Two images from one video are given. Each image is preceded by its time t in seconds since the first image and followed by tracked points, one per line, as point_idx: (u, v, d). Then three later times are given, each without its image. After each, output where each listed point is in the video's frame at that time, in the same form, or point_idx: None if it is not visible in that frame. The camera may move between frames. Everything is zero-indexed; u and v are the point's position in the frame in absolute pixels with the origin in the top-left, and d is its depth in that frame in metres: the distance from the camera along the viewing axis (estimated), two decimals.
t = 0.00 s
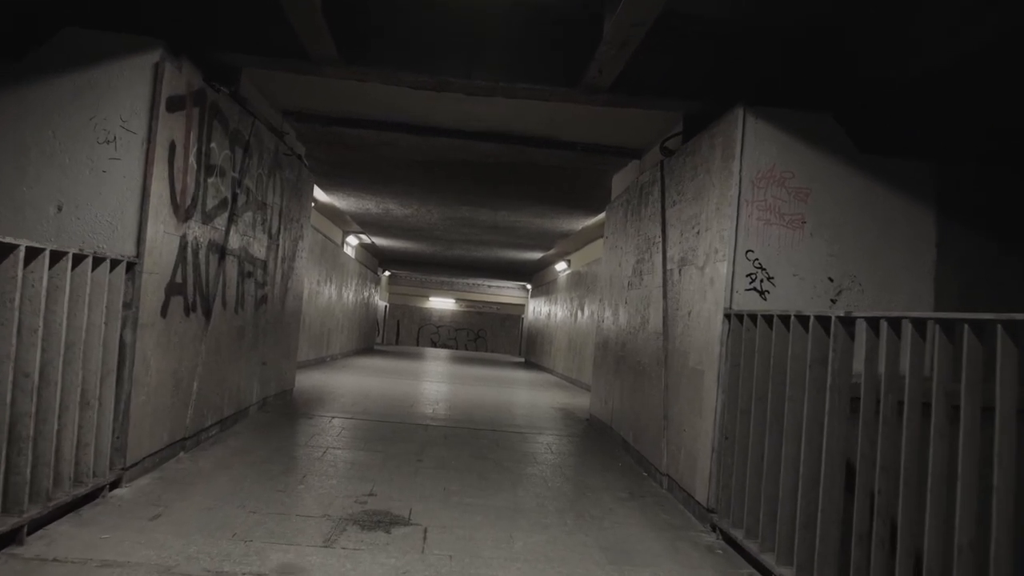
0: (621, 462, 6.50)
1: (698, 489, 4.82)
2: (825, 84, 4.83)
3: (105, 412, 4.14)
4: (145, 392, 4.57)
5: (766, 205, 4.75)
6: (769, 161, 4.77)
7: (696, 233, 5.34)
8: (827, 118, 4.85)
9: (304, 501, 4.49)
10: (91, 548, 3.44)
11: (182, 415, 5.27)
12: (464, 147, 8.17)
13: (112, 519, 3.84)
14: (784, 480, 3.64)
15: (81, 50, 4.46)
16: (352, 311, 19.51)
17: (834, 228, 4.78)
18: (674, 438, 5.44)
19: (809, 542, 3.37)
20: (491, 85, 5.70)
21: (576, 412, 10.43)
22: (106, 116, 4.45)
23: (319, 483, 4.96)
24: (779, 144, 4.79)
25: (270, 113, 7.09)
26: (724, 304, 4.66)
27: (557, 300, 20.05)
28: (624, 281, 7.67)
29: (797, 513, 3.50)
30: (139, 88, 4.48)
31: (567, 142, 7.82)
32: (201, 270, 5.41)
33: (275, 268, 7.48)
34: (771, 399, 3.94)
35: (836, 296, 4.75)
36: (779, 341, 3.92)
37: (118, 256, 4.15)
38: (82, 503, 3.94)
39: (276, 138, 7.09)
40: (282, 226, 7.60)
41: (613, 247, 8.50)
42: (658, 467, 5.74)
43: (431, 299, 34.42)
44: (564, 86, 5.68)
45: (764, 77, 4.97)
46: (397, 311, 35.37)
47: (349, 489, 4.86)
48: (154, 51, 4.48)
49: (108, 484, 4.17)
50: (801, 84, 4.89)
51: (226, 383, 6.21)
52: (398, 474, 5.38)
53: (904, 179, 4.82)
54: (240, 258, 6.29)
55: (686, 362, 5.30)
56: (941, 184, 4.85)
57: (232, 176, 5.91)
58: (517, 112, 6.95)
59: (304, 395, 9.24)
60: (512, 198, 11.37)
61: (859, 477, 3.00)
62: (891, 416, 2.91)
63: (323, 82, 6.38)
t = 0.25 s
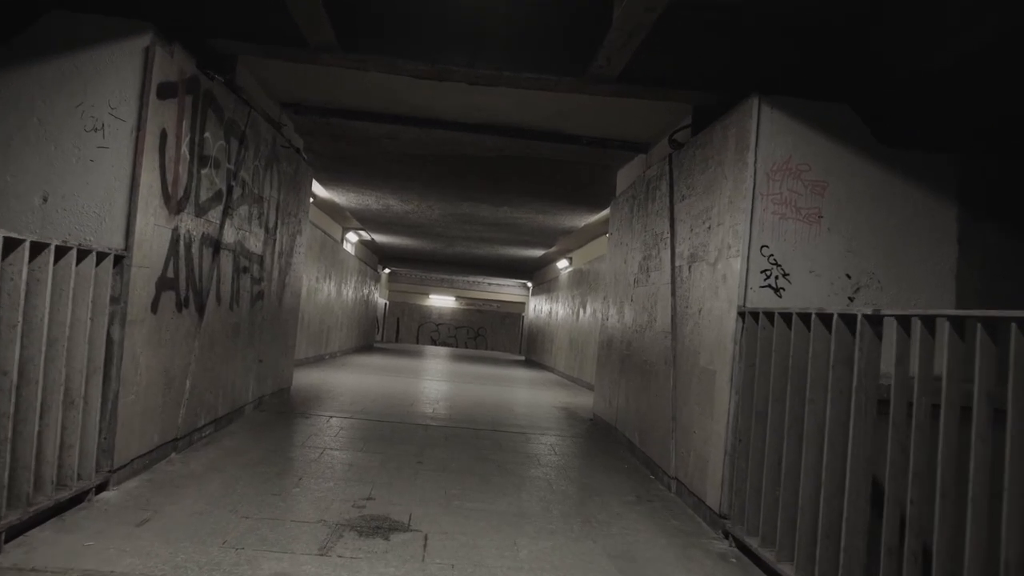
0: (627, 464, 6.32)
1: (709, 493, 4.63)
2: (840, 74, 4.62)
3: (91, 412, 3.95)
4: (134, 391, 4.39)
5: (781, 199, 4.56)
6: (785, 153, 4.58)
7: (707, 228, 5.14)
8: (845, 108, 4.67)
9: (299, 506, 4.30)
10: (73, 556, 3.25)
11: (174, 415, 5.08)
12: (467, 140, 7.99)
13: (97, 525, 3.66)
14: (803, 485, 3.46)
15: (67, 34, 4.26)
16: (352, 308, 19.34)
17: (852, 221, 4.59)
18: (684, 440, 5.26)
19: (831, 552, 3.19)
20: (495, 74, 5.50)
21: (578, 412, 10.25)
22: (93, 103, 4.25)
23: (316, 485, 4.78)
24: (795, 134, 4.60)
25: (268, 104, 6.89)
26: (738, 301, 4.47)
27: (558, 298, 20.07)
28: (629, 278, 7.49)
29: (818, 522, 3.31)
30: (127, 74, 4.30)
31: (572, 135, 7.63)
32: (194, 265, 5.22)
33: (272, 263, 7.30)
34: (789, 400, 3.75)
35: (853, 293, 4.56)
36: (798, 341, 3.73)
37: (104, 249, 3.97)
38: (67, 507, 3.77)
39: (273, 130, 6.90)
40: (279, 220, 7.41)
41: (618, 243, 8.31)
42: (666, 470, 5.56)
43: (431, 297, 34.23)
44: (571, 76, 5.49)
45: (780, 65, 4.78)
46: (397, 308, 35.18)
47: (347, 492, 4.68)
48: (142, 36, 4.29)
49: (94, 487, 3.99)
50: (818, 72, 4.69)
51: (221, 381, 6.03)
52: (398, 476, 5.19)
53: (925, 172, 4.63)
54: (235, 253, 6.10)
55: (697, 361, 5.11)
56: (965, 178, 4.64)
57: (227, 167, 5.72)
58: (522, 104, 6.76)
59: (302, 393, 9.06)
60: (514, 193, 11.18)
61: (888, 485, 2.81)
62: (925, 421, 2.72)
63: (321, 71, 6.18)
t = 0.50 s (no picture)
0: (632, 467, 6.16)
1: (720, 498, 4.48)
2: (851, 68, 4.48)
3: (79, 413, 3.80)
4: (125, 390, 4.24)
5: (796, 194, 4.40)
6: (800, 147, 4.43)
7: (718, 224, 4.98)
8: (862, 101, 4.51)
9: (296, 510, 4.15)
10: (57, 564, 3.10)
11: (167, 415, 4.93)
12: (469, 135, 7.84)
13: (85, 530, 3.51)
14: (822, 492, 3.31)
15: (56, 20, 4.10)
16: (352, 306, 19.20)
17: (870, 217, 4.43)
18: (693, 443, 5.11)
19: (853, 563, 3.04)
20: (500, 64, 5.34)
21: (581, 412, 10.10)
22: (82, 91, 4.07)
23: (312, 488, 4.63)
24: (810, 127, 4.46)
25: (266, 96, 6.73)
26: (751, 300, 4.32)
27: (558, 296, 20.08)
28: (635, 275, 7.34)
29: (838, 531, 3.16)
30: (118, 61, 4.14)
31: (577, 130, 7.48)
32: (188, 260, 5.06)
33: (270, 260, 7.14)
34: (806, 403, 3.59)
35: (870, 292, 4.41)
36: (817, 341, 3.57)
37: (94, 243, 3.81)
38: (53, 511, 3.61)
39: (272, 123, 6.74)
40: (278, 215, 7.25)
41: (622, 240, 8.15)
42: (674, 473, 5.40)
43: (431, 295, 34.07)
44: (579, 67, 5.32)
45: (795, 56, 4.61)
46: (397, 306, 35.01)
47: (345, 496, 4.52)
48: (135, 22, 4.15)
49: (82, 491, 3.84)
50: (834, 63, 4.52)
51: (217, 380, 5.88)
52: (398, 479, 5.04)
53: (945, 168, 4.48)
54: (232, 248, 5.94)
55: (707, 361, 4.96)
56: (987, 174, 4.48)
57: (223, 160, 5.57)
58: (526, 97, 6.60)
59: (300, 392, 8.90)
60: (516, 190, 11.01)
61: (917, 495, 2.66)
62: (958, 426, 2.57)
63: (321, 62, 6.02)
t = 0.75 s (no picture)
0: (640, 471, 5.97)
1: (735, 506, 4.29)
2: (874, 56, 4.27)
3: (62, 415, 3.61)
4: (113, 391, 4.05)
5: (816, 189, 4.20)
6: (819, 139, 4.23)
7: (733, 220, 4.79)
8: (884, 91, 4.28)
9: (291, 518, 3.96)
10: None
11: (158, 417, 4.74)
12: (472, 129, 7.65)
13: (67, 540, 3.33)
14: (849, 503, 3.12)
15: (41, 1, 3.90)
16: (351, 305, 19.02)
17: (893, 213, 4.23)
18: (705, 448, 4.91)
19: None
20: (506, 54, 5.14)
21: (585, 413, 9.90)
22: (66, 78, 3.83)
23: (310, 494, 4.44)
24: (831, 119, 4.25)
25: (263, 88, 6.54)
26: (769, 299, 4.13)
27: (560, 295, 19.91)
28: (642, 274, 7.14)
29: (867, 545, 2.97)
30: (106, 46, 3.92)
31: (582, 124, 7.28)
32: (181, 256, 4.87)
33: (267, 257, 6.95)
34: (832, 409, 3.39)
35: (893, 291, 4.20)
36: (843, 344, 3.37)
37: (79, 238, 3.62)
38: (35, 520, 3.42)
39: (269, 115, 6.54)
40: (275, 210, 7.06)
41: (629, 238, 7.95)
42: (685, 478, 5.21)
43: (432, 293, 33.89)
44: (587, 58, 5.13)
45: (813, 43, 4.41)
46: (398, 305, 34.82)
47: (344, 502, 4.33)
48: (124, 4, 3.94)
49: (66, 498, 3.65)
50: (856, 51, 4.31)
51: (211, 381, 5.69)
52: (398, 484, 4.85)
53: (972, 161, 4.26)
54: (227, 244, 5.75)
55: (720, 363, 4.77)
56: (1014, 168, 4.28)
57: (218, 153, 5.37)
58: (531, 89, 6.41)
59: (299, 392, 8.71)
60: (520, 187, 10.82)
61: (958, 509, 2.47)
62: (1004, 435, 2.38)
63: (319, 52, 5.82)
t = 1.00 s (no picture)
0: (648, 476, 5.78)
1: (750, 514, 4.11)
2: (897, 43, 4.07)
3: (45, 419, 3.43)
4: (100, 393, 3.86)
5: (836, 182, 4.01)
6: (839, 130, 4.04)
7: (747, 216, 4.60)
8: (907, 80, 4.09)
9: (286, 526, 3.78)
10: None
11: (149, 419, 4.56)
12: (474, 123, 7.46)
13: (48, 550, 3.15)
14: (877, 514, 2.93)
15: None
16: (351, 303, 18.85)
17: (916, 208, 4.04)
18: (717, 452, 4.73)
19: None
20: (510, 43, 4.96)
21: (590, 414, 9.72)
22: (50, 62, 3.63)
23: (306, 501, 4.25)
24: (851, 109, 4.05)
25: (260, 80, 6.35)
26: (787, 298, 3.94)
27: (562, 293, 19.72)
28: (649, 272, 6.95)
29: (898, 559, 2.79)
30: (93, 28, 3.70)
31: (588, 118, 7.09)
32: (173, 252, 4.69)
33: (264, 254, 6.77)
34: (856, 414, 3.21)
35: (916, 289, 4.02)
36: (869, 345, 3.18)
37: (62, 232, 3.44)
38: (15, 530, 3.24)
39: (266, 108, 6.36)
40: (273, 206, 6.87)
41: (635, 235, 7.76)
42: (696, 484, 5.02)
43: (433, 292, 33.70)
44: (594, 47, 4.94)
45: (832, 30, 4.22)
46: (398, 304, 34.62)
47: (341, 509, 4.15)
48: None
49: (48, 506, 3.47)
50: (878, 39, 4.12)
51: (205, 381, 5.51)
52: (398, 489, 4.67)
53: (999, 154, 4.07)
54: (222, 240, 5.57)
55: (734, 364, 4.58)
56: None
57: (212, 146, 5.19)
58: (535, 82, 6.22)
59: (297, 392, 8.53)
60: (523, 184, 10.63)
61: (1003, 523, 2.28)
62: None
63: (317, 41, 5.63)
